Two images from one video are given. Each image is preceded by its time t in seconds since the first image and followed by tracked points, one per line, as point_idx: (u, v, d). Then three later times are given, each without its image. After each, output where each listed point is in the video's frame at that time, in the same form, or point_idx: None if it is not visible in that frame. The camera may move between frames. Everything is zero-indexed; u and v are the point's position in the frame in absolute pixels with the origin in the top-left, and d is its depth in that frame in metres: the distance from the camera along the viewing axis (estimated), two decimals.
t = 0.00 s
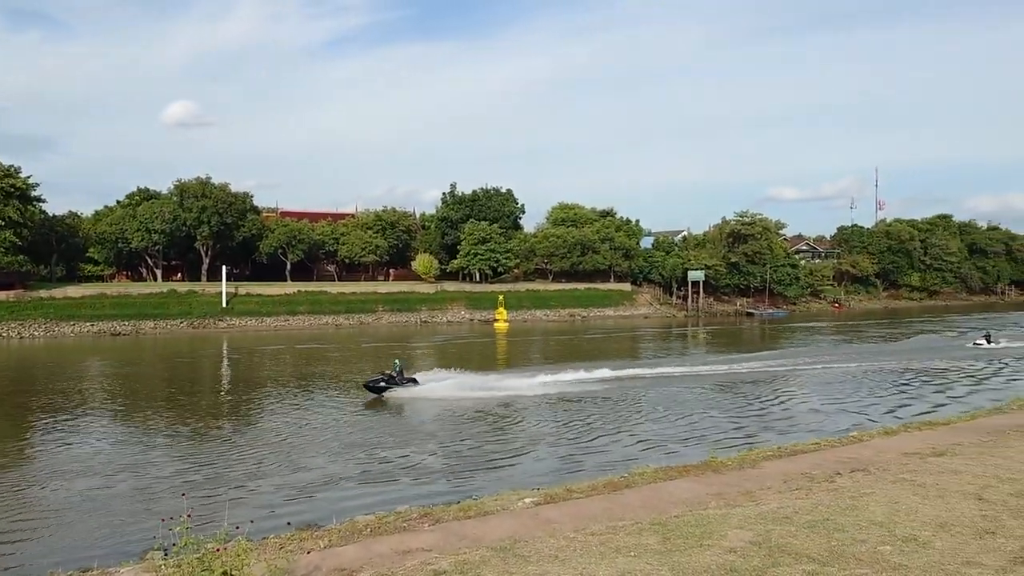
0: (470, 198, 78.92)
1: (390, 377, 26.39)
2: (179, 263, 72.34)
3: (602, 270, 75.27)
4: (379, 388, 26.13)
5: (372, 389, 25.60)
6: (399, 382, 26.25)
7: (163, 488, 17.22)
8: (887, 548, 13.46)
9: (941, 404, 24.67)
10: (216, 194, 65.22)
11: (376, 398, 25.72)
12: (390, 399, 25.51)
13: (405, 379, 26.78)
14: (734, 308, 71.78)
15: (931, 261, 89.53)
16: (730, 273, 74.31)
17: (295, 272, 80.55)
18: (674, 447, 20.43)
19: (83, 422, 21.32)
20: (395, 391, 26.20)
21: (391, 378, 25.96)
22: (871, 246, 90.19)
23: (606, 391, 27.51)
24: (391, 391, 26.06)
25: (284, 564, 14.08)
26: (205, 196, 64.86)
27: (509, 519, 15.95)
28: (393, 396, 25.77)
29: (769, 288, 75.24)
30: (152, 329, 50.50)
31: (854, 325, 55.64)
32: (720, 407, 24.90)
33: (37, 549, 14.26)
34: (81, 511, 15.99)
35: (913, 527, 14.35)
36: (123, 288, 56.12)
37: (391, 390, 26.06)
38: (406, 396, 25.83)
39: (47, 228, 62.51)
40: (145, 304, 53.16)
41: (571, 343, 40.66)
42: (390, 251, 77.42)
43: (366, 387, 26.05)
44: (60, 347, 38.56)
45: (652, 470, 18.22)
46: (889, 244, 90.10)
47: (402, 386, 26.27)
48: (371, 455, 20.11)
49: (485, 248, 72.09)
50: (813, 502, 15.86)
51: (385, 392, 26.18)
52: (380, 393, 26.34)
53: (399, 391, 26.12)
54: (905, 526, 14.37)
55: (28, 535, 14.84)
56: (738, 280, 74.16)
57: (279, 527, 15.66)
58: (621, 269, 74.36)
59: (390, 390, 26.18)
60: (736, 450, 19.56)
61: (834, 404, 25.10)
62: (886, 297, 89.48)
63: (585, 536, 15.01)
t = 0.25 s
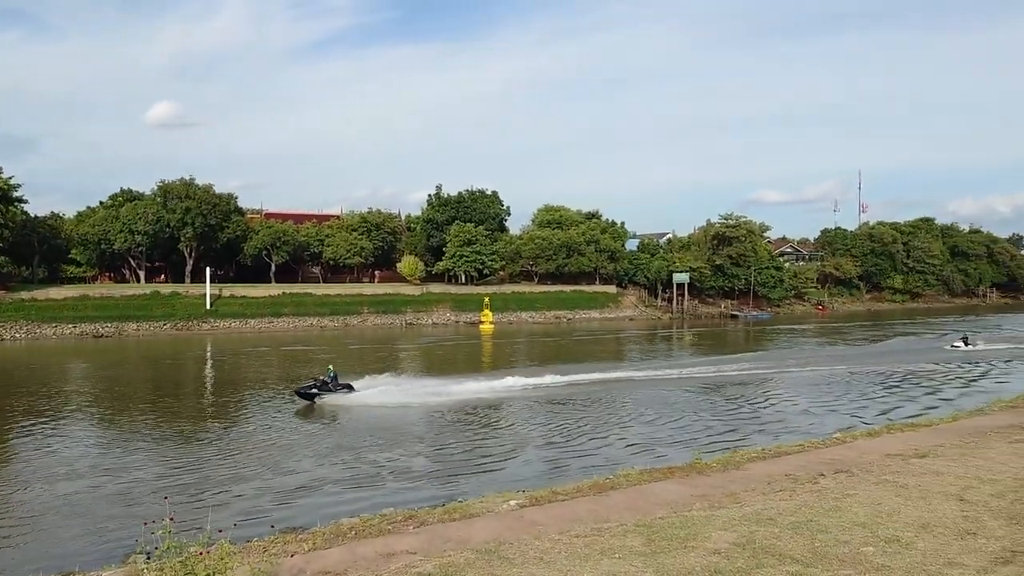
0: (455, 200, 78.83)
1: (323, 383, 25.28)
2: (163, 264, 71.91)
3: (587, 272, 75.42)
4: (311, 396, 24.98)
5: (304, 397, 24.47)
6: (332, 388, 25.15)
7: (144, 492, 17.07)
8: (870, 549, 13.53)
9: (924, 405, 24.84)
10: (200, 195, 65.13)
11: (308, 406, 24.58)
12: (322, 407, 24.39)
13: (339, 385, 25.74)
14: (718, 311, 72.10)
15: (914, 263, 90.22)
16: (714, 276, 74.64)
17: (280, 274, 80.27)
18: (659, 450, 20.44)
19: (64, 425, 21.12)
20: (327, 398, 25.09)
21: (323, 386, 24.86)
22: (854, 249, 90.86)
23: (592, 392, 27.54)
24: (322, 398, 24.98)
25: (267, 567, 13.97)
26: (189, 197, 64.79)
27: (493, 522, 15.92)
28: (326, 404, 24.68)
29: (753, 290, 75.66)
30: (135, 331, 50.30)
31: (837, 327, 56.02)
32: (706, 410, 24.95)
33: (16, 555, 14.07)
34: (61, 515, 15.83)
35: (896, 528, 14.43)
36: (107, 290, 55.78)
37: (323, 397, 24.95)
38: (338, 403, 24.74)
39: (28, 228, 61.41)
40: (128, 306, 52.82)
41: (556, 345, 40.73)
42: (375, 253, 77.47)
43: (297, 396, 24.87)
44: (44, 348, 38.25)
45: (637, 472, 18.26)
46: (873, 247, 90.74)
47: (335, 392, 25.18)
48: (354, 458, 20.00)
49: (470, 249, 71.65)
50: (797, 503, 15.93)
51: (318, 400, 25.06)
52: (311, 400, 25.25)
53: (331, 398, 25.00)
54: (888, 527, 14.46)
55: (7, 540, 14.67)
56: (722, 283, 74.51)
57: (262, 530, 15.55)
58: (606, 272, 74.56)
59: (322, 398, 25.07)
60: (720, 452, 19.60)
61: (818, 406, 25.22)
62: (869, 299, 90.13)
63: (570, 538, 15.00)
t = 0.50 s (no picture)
0: (439, 203, 78.54)
1: (238, 391, 24.31)
2: (143, 266, 71.40)
3: (570, 275, 75.59)
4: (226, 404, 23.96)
5: (218, 405, 23.46)
6: (247, 397, 24.18)
7: (123, 497, 16.89)
8: (851, 551, 13.60)
9: (905, 408, 25.05)
10: (182, 196, 64.47)
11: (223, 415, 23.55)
12: (237, 416, 23.37)
13: (255, 394, 24.77)
14: (701, 314, 72.45)
15: (894, 266, 91.09)
16: (697, 279, 75.00)
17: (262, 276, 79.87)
18: (642, 452, 20.50)
19: (41, 429, 20.87)
20: (244, 407, 24.09)
21: (238, 394, 23.89)
22: (836, 252, 91.62)
23: (575, 395, 27.57)
24: (239, 407, 23.96)
25: (248, 570, 13.87)
26: (171, 198, 64.11)
27: (475, 525, 15.90)
28: (241, 413, 23.68)
29: (735, 293, 76.14)
30: (115, 334, 49.98)
31: (819, 330, 56.45)
32: (689, 412, 25.05)
33: None
34: (38, 520, 15.63)
35: (876, 530, 14.52)
36: (87, 292, 55.27)
37: (239, 406, 23.93)
38: (255, 412, 23.78)
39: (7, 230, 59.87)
40: (109, 308, 52.37)
41: (538, 347, 40.76)
42: (358, 255, 77.29)
43: (211, 405, 23.80)
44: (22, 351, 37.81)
45: (619, 475, 18.30)
46: (854, 250, 91.43)
47: (251, 402, 24.22)
48: (336, 462, 19.91)
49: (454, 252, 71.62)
50: (779, 505, 15.99)
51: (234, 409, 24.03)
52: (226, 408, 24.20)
53: (247, 407, 23.99)
54: (868, 529, 14.54)
55: None
56: (705, 285, 74.89)
57: (243, 534, 15.43)
58: (590, 274, 74.77)
59: (238, 407, 24.07)
60: (702, 454, 19.70)
61: (799, 408, 25.40)
62: (850, 302, 90.85)
63: (553, 541, 14.99)
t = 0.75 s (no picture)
0: (424, 204, 78.62)
1: (158, 398, 23.09)
2: (127, 267, 71.05)
3: (556, 277, 75.67)
4: (143, 412, 22.72)
5: (133, 413, 22.20)
6: (167, 405, 22.93)
7: (105, 501, 16.76)
8: (834, 551, 13.67)
9: (889, 409, 25.20)
10: (165, 198, 64.06)
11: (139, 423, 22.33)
12: (153, 425, 22.14)
13: (176, 401, 23.52)
14: (685, 316, 72.71)
15: (877, 269, 91.75)
16: (682, 281, 75.21)
17: (247, 277, 79.60)
18: (629, 454, 20.52)
19: (22, 433, 20.69)
20: (162, 416, 22.86)
21: (156, 402, 22.60)
22: (819, 254, 92.19)
23: (561, 397, 27.58)
24: (157, 415, 22.72)
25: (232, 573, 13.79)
26: (155, 200, 63.65)
27: (460, 527, 15.89)
28: (159, 421, 22.45)
29: (720, 295, 76.48)
30: (97, 336, 49.75)
31: (803, 332, 56.76)
32: (676, 414, 25.09)
33: None
34: (19, 524, 15.49)
35: (860, 531, 14.60)
36: (70, 293, 54.87)
37: (158, 415, 22.71)
38: (175, 421, 22.58)
39: None
40: (92, 310, 52.02)
41: (524, 349, 40.77)
42: (343, 257, 77.13)
43: (128, 412, 22.57)
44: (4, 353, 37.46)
45: (605, 476, 18.34)
46: (837, 253, 91.96)
47: (171, 410, 22.97)
48: (321, 464, 19.84)
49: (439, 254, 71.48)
50: (763, 507, 16.06)
51: (152, 417, 22.79)
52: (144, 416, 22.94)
53: (166, 416, 22.76)
54: (851, 530, 14.62)
55: None
56: (689, 288, 75.11)
57: (227, 536, 15.34)
58: (575, 276, 74.88)
59: (157, 415, 22.83)
60: (688, 456, 19.77)
61: (785, 410, 25.50)
62: (833, 304, 91.43)
63: (538, 542, 14.99)
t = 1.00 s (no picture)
0: (407, 206, 78.45)
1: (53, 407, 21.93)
2: (106, 269, 70.54)
3: (539, 279, 75.74)
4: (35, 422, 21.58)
5: (21, 423, 21.06)
6: (60, 415, 21.76)
7: (82, 506, 16.59)
8: (813, 552, 13.76)
9: (869, 411, 25.40)
10: (146, 199, 63.52)
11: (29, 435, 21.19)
12: (41, 436, 20.98)
13: (71, 410, 22.35)
14: (667, 318, 73.00)
15: (858, 271, 92.40)
16: (664, 283, 75.43)
17: (228, 279, 79.24)
18: (612, 456, 20.56)
19: None
20: (55, 427, 21.70)
21: (46, 411, 21.46)
22: (801, 257, 92.78)
23: (544, 399, 27.60)
24: (48, 426, 21.57)
25: None
26: (135, 201, 63.19)
27: (442, 530, 15.87)
28: (51, 432, 21.32)
29: (701, 297, 76.88)
30: (76, 338, 49.31)
31: (784, 334, 57.11)
32: (660, 416, 25.17)
33: None
34: None
35: (839, 531, 14.71)
36: (48, 295, 54.36)
37: (50, 425, 21.57)
38: (67, 431, 21.44)
39: None
40: (70, 312, 51.60)
41: (506, 351, 40.75)
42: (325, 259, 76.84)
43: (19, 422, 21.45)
44: None
45: (587, 479, 18.38)
46: (818, 255, 92.55)
47: (65, 420, 21.82)
48: (304, 468, 19.74)
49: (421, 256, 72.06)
50: (743, 508, 16.14)
51: (44, 428, 21.64)
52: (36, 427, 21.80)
53: (59, 426, 21.61)
54: (831, 530, 14.72)
55: None
56: (671, 290, 75.37)
57: (206, 541, 15.23)
58: (558, 278, 74.99)
59: (49, 426, 21.68)
60: (670, 458, 19.83)
61: (767, 412, 25.65)
62: (814, 306, 92.04)
63: (519, 545, 14.99)
